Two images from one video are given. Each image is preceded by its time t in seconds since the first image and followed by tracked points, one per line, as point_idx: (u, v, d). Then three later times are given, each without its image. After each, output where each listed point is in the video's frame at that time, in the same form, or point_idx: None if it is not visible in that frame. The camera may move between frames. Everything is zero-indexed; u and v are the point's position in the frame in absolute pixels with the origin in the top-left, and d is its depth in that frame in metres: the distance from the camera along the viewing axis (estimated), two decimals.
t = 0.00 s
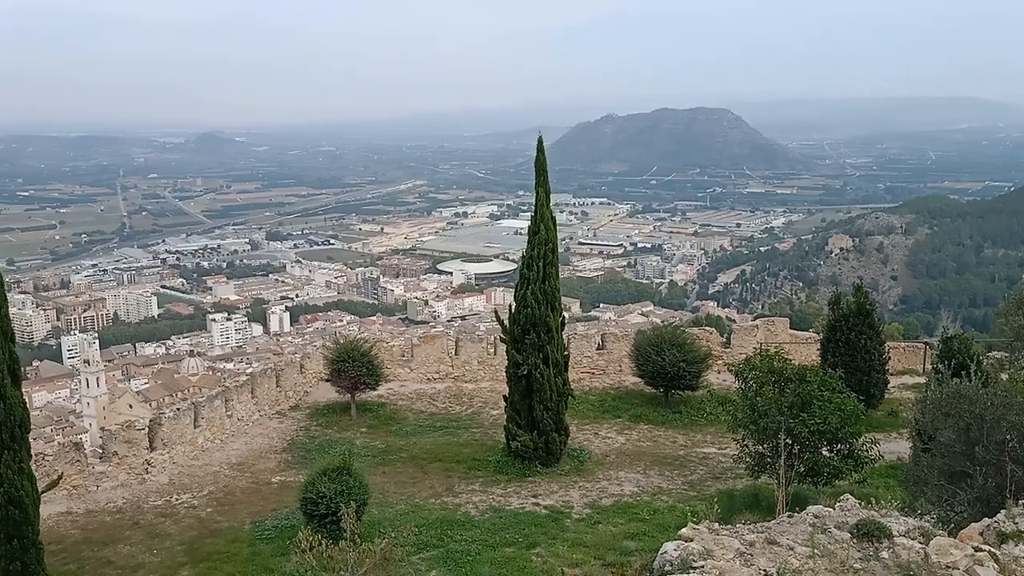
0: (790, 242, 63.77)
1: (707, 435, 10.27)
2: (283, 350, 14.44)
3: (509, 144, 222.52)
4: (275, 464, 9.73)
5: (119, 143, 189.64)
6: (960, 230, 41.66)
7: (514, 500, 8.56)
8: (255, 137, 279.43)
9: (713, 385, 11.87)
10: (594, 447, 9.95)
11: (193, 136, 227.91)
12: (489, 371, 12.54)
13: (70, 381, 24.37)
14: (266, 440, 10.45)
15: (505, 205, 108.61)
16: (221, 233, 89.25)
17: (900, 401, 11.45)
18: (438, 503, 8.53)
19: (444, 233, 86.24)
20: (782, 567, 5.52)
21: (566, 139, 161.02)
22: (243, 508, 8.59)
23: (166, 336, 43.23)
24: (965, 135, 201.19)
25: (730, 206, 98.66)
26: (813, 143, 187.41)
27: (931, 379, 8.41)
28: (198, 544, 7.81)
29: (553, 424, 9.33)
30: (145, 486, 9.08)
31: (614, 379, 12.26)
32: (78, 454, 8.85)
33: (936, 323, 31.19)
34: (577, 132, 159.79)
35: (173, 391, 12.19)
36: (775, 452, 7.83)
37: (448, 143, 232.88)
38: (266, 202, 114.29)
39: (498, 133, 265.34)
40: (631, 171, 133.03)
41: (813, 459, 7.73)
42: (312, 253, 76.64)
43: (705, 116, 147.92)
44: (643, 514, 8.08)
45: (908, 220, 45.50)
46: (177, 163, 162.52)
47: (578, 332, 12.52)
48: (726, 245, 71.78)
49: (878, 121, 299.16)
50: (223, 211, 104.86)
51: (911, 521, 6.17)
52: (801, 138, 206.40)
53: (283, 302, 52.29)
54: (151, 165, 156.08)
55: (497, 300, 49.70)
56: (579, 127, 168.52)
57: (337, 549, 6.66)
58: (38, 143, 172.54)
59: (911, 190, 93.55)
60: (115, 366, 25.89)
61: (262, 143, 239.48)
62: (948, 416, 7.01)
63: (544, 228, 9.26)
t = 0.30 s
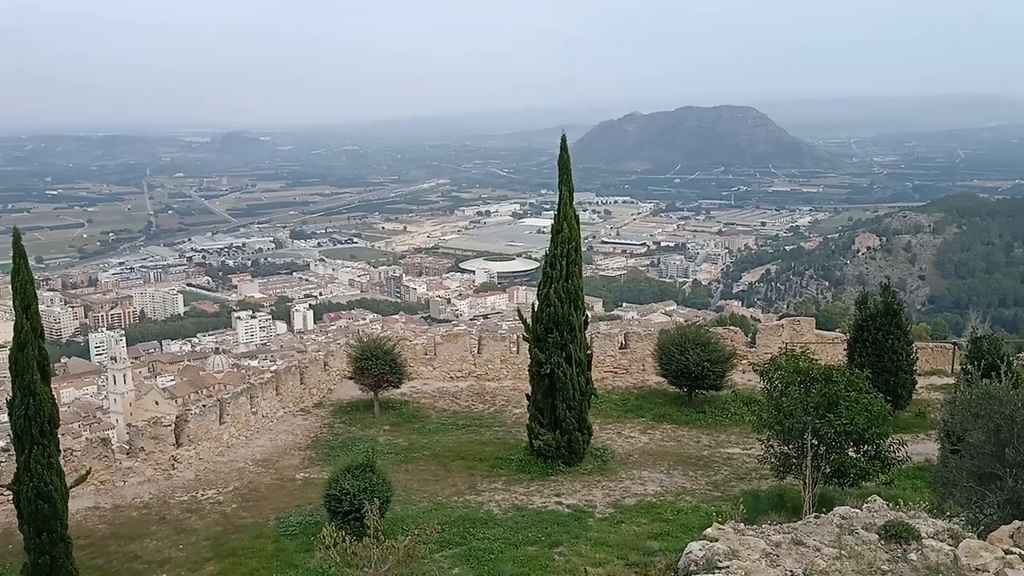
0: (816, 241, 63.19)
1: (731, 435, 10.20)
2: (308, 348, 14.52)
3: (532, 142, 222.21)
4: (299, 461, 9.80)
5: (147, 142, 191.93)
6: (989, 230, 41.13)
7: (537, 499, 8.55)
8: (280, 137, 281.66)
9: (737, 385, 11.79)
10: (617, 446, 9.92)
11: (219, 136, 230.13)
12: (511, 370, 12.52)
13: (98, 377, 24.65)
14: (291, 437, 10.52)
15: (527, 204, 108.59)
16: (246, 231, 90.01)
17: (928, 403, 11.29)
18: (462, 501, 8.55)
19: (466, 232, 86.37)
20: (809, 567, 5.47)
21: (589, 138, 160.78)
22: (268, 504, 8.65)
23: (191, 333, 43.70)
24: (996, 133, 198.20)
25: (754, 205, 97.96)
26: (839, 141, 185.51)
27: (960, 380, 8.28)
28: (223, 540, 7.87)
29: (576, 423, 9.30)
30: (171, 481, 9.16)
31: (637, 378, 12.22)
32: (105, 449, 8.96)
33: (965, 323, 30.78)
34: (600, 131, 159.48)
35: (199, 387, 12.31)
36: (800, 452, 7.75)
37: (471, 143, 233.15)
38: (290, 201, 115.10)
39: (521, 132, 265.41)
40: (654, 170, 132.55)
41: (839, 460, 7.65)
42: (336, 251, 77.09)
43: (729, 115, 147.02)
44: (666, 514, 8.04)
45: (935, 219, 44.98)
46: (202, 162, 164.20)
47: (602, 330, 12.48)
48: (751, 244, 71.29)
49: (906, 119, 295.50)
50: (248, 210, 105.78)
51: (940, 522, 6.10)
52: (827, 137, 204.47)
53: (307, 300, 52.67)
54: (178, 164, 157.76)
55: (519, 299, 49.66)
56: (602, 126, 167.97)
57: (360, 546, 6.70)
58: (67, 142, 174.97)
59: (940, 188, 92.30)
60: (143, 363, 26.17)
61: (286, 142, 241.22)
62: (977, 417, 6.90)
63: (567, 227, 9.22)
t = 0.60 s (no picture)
0: (842, 237, 62.60)
1: (755, 432, 10.13)
2: (332, 342, 14.59)
3: (555, 138, 221.82)
4: (323, 454, 9.86)
5: (173, 139, 193.93)
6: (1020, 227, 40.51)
7: (559, 494, 8.54)
8: (305, 132, 283.32)
9: (762, 382, 11.70)
10: (640, 443, 9.88)
11: (245, 131, 232.04)
12: (533, 365, 12.50)
13: (125, 371, 24.94)
14: (315, 431, 10.58)
15: (550, 199, 108.49)
16: (271, 227, 90.70)
17: (957, 401, 11.14)
18: (484, 496, 8.55)
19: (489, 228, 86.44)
20: (834, 566, 5.42)
21: (612, 133, 160.21)
22: (291, 497, 8.72)
23: (217, 328, 44.15)
24: None
25: (779, 200, 97.12)
26: (866, 136, 183.23)
27: (990, 378, 8.15)
28: (247, 532, 7.95)
29: (598, 418, 9.28)
30: (196, 474, 9.26)
31: (661, 374, 12.18)
32: (132, 441, 9.08)
33: (995, 320, 30.35)
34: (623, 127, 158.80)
35: (224, 382, 12.43)
36: (825, 450, 7.69)
37: (494, 138, 233.21)
38: (314, 196, 115.81)
39: (544, 128, 264.96)
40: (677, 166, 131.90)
41: (865, 458, 7.57)
42: (359, 247, 77.50)
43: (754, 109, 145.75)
44: (689, 511, 8.01)
45: (965, 214, 44.35)
46: (227, 158, 165.63)
47: (624, 326, 12.43)
48: (776, 240, 70.68)
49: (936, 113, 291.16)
50: (272, 205, 106.56)
51: (968, 521, 6.03)
52: (854, 132, 202.11)
53: (330, 295, 52.99)
54: (203, 160, 159.25)
55: (541, 294, 49.63)
56: (626, 121, 167.27)
57: (383, 538, 6.75)
58: (94, 139, 177.22)
59: (969, 183, 90.90)
60: (169, 357, 26.43)
61: (311, 138, 242.60)
62: (1007, 415, 6.80)
63: (590, 222, 9.18)
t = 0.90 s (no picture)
0: (866, 230, 62.03)
1: (777, 427, 10.06)
2: (353, 334, 14.65)
3: (576, 130, 221.21)
4: (344, 446, 9.92)
5: (196, 132, 195.47)
6: None
7: (579, 487, 8.54)
8: (327, 125, 284.48)
9: (784, 376, 11.62)
10: (660, 437, 9.85)
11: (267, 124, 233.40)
12: (554, 359, 12.49)
13: (150, 361, 25.25)
14: (335, 422, 10.64)
15: (571, 192, 108.25)
16: (292, 219, 91.26)
17: (982, 397, 11.01)
18: (503, 489, 8.57)
19: (510, 220, 86.41)
20: (857, 563, 5.38)
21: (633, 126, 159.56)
22: (313, 488, 8.78)
23: (239, 319, 44.53)
24: None
25: (802, 194, 96.30)
26: (892, 128, 181.08)
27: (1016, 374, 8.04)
28: (269, 522, 8.01)
29: (618, 412, 9.26)
30: (219, 464, 9.34)
31: (681, 368, 12.13)
32: (156, 432, 9.17)
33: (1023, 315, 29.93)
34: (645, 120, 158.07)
35: (246, 373, 12.52)
36: (848, 445, 7.63)
37: (515, 131, 232.97)
38: (335, 189, 116.33)
39: (565, 121, 264.28)
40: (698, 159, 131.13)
41: (889, 454, 7.49)
42: (380, 239, 77.79)
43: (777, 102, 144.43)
44: (709, 506, 7.97)
45: (992, 208, 43.76)
46: (249, 150, 166.83)
47: (645, 320, 12.38)
48: (799, 233, 70.12)
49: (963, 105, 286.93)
50: (294, 198, 107.17)
51: (995, 518, 5.96)
52: (879, 124, 199.76)
53: (351, 287, 53.26)
54: (226, 153, 160.41)
55: (561, 287, 49.59)
56: (647, 115, 166.50)
57: (403, 530, 6.79)
58: (119, 133, 179.20)
59: (997, 176, 89.62)
60: (192, 348, 26.70)
61: (333, 132, 243.65)
62: None
63: (611, 215, 9.12)
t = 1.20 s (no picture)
0: (887, 224, 61.50)
1: (795, 422, 10.00)
2: (370, 327, 14.68)
3: (594, 124, 220.57)
4: (362, 438, 9.96)
5: (215, 125, 196.64)
6: None
7: (596, 481, 8.54)
8: (345, 118, 285.17)
9: (803, 371, 11.54)
10: (678, 432, 9.81)
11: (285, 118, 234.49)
12: (571, 353, 12.47)
13: (169, 353, 25.46)
14: (353, 415, 10.69)
15: (589, 186, 108.00)
16: (311, 212, 91.67)
17: (1004, 393, 10.89)
18: (520, 482, 8.58)
19: (527, 214, 86.38)
20: (877, 559, 5.35)
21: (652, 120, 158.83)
22: (330, 480, 8.83)
23: (258, 312, 44.82)
24: None
25: (822, 187, 95.51)
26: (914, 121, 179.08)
27: None
28: (287, 514, 8.06)
29: (636, 406, 9.22)
30: (238, 455, 9.41)
31: (699, 363, 12.07)
32: (176, 423, 9.26)
33: None
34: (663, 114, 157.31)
35: (264, 365, 12.60)
36: (868, 442, 7.57)
37: (533, 124, 232.71)
38: (353, 182, 116.73)
39: (583, 114, 263.62)
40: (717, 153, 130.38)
41: (909, 449, 7.41)
42: (397, 233, 78.01)
43: (798, 95, 143.21)
44: (727, 501, 7.94)
45: (1014, 203, 43.29)
46: (268, 144, 167.69)
47: (663, 314, 12.36)
48: (819, 227, 69.62)
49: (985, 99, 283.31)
50: (312, 191, 107.64)
51: (1017, 516, 5.90)
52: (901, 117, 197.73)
53: (369, 281, 53.46)
54: (245, 146, 161.31)
55: (579, 281, 49.51)
56: (666, 108, 165.56)
57: (421, 521, 6.83)
58: (139, 126, 180.61)
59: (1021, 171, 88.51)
60: (212, 340, 26.88)
61: (351, 125, 244.29)
62: None
63: (629, 209, 9.08)
